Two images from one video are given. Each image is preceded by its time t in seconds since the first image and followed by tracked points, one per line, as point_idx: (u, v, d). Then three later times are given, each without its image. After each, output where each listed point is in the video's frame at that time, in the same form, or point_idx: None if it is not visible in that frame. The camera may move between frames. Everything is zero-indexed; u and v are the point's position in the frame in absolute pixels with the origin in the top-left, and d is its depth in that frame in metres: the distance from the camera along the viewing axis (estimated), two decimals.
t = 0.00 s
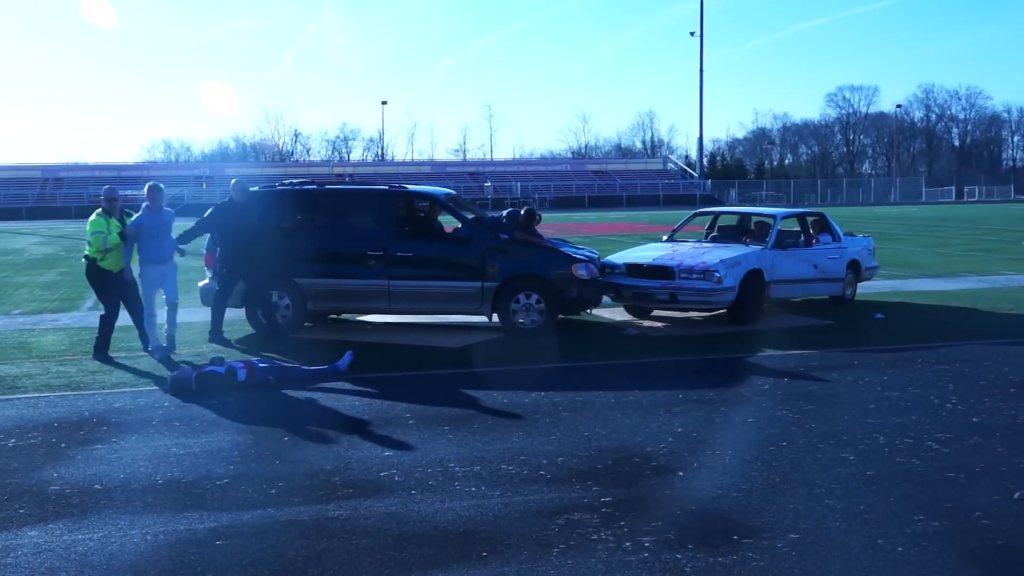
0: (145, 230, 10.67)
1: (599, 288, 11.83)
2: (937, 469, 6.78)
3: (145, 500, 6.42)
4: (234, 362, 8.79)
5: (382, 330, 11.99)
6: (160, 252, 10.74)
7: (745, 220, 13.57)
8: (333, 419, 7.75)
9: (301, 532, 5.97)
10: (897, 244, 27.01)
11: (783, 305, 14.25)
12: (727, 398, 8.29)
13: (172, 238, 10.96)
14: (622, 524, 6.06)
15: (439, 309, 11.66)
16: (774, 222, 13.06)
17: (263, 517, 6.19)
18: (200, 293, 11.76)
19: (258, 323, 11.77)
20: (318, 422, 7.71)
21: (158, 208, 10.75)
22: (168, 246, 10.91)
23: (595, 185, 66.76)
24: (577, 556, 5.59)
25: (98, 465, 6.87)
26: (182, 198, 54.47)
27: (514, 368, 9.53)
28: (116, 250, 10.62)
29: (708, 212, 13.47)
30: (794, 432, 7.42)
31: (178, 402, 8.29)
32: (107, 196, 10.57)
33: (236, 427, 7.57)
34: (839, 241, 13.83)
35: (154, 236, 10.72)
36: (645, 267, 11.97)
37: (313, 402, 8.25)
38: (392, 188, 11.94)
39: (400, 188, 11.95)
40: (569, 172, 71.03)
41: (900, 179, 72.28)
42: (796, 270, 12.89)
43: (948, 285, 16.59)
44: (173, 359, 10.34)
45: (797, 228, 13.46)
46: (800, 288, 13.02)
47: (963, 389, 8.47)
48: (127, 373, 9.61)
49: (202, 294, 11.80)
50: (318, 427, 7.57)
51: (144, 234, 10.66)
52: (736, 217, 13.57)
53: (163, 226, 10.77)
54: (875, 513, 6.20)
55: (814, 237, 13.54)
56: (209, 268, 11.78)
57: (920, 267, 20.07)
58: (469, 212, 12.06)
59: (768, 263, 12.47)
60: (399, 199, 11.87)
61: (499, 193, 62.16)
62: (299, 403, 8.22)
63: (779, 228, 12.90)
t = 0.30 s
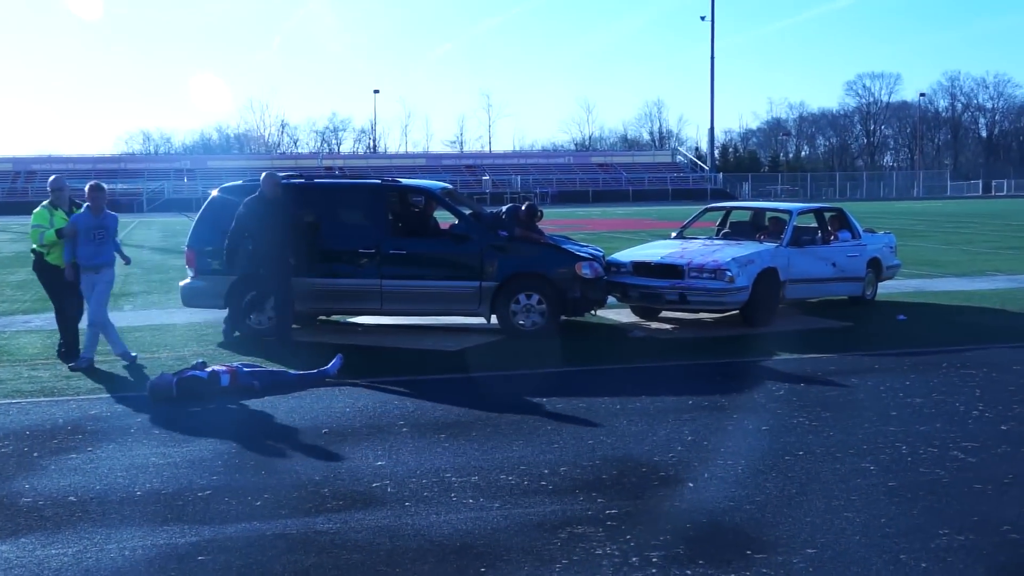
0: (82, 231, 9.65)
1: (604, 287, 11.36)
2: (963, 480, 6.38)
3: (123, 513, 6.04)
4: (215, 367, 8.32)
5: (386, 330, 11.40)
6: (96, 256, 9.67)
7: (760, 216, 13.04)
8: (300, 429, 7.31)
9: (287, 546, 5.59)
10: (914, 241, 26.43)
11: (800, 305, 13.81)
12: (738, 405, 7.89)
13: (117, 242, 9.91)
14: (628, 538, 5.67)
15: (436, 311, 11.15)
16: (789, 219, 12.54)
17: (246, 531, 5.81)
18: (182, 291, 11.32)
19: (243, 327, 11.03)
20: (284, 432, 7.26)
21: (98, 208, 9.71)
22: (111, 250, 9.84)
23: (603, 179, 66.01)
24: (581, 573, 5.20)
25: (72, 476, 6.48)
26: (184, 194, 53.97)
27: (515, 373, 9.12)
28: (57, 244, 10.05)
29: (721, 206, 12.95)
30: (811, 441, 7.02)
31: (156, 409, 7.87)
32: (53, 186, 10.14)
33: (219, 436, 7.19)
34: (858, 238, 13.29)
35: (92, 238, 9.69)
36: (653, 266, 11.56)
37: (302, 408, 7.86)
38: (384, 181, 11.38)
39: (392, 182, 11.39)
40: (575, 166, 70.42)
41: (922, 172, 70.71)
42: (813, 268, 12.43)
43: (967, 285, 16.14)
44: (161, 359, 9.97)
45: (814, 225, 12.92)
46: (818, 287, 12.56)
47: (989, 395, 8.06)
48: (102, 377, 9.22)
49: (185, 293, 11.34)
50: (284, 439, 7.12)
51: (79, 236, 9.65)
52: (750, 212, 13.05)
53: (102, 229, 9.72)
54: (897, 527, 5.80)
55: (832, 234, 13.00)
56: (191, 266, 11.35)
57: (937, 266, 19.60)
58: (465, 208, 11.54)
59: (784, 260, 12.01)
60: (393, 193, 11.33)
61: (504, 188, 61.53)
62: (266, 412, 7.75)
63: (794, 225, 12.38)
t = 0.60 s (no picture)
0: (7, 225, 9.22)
1: (609, 287, 10.99)
2: (991, 492, 6.01)
3: (100, 525, 5.69)
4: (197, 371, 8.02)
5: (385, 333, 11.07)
6: (20, 251, 9.19)
7: (774, 211, 12.64)
8: (229, 452, 6.69)
9: (271, 562, 5.23)
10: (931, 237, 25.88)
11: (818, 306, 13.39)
12: (751, 412, 7.52)
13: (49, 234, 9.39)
14: (635, 553, 5.31)
15: (434, 312, 10.81)
16: (805, 215, 12.14)
17: (229, 545, 5.46)
18: (161, 292, 10.96)
19: (227, 328, 10.79)
20: (210, 456, 6.63)
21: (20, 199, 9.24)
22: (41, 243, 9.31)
23: (610, 170, 65.37)
24: None
25: (45, 487, 6.14)
26: (183, 183, 53.61)
27: (516, 378, 8.76)
28: None
29: (734, 201, 12.55)
30: (828, 450, 6.65)
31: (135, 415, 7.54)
32: None
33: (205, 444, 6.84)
34: (879, 234, 12.87)
35: (18, 231, 9.21)
36: (661, 265, 11.18)
37: (291, 415, 7.51)
38: (378, 175, 11.01)
39: (386, 176, 11.03)
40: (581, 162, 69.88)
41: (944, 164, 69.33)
42: (831, 267, 12.03)
43: (986, 284, 15.71)
44: (143, 361, 9.63)
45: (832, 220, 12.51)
46: (836, 286, 12.14)
47: (1016, 402, 7.67)
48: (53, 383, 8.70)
49: (164, 294, 10.97)
50: (208, 464, 6.48)
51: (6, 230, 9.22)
52: (764, 207, 12.65)
53: (28, 221, 9.24)
54: (921, 541, 5.44)
55: (851, 229, 12.59)
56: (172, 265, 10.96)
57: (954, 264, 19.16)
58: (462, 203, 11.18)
59: (800, 258, 11.62)
60: (388, 188, 10.96)
61: (506, 180, 61.02)
62: (213, 430, 7.18)
63: (810, 221, 11.98)
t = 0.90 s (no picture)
0: None
1: (616, 287, 10.62)
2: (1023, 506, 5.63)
3: (74, 540, 5.33)
4: (180, 375, 7.66)
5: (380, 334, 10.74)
6: None
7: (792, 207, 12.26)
8: (133, 471, 6.20)
9: None
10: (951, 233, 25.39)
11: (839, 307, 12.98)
12: (765, 419, 7.16)
13: None
14: (644, 571, 4.95)
15: (432, 314, 10.47)
16: (825, 211, 11.75)
17: (211, 561, 5.09)
18: (139, 292, 10.65)
19: (211, 331, 10.55)
20: (113, 476, 6.12)
21: None
22: None
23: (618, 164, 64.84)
24: None
25: (16, 500, 5.78)
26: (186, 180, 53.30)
27: (517, 383, 8.39)
28: None
29: (750, 196, 12.17)
30: (848, 460, 6.29)
31: (110, 424, 7.20)
32: None
33: (186, 455, 6.48)
34: (902, 230, 12.46)
35: None
36: (670, 263, 10.81)
37: (277, 423, 7.16)
38: (370, 169, 10.65)
39: (379, 169, 10.66)
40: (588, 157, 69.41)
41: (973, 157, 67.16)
42: (852, 265, 11.61)
43: (1007, 285, 15.29)
44: (120, 365, 9.27)
45: (853, 215, 12.11)
46: (858, 285, 11.73)
47: None
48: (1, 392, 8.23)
49: (142, 294, 10.65)
50: (110, 484, 5.99)
51: None
52: (781, 203, 12.27)
53: None
54: (951, 558, 5.06)
55: (873, 226, 12.18)
56: (151, 263, 10.61)
57: (975, 263, 18.72)
58: (457, 197, 10.82)
59: (820, 256, 11.22)
60: (380, 182, 10.60)
61: (509, 174, 60.59)
62: (126, 447, 6.67)
63: (830, 217, 11.59)
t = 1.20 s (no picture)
0: None
1: (624, 290, 10.26)
2: None
3: (47, 554, 5.00)
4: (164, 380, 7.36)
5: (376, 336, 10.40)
6: None
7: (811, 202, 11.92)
8: (55, 486, 5.83)
9: None
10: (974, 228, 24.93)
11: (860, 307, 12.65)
12: (780, 427, 6.84)
13: None
14: None
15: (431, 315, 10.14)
16: (846, 205, 11.40)
17: None
18: (119, 291, 10.37)
19: (193, 331, 10.28)
20: (33, 492, 5.75)
21: None
22: None
23: (627, 155, 64.33)
24: None
25: None
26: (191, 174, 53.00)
27: (519, 389, 8.07)
28: None
29: (766, 190, 11.83)
30: (869, 470, 5.96)
31: (89, 432, 6.90)
32: None
33: (169, 465, 6.17)
34: (926, 227, 12.10)
35: None
36: (680, 261, 10.49)
37: (264, 431, 6.85)
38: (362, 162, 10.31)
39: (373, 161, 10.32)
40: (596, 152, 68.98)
41: (1003, 149, 66.44)
42: (874, 263, 11.29)
43: None
44: (98, 369, 8.95)
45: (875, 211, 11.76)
46: (881, 284, 11.40)
47: None
48: None
49: (122, 294, 10.37)
50: (27, 502, 5.61)
51: None
52: (800, 198, 11.93)
53: None
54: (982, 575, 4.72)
55: (895, 222, 11.83)
56: (131, 262, 10.32)
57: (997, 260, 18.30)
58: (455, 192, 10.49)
59: (840, 253, 10.87)
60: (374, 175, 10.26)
61: (511, 165, 60.29)
62: (55, 459, 6.29)
63: (850, 212, 11.25)
